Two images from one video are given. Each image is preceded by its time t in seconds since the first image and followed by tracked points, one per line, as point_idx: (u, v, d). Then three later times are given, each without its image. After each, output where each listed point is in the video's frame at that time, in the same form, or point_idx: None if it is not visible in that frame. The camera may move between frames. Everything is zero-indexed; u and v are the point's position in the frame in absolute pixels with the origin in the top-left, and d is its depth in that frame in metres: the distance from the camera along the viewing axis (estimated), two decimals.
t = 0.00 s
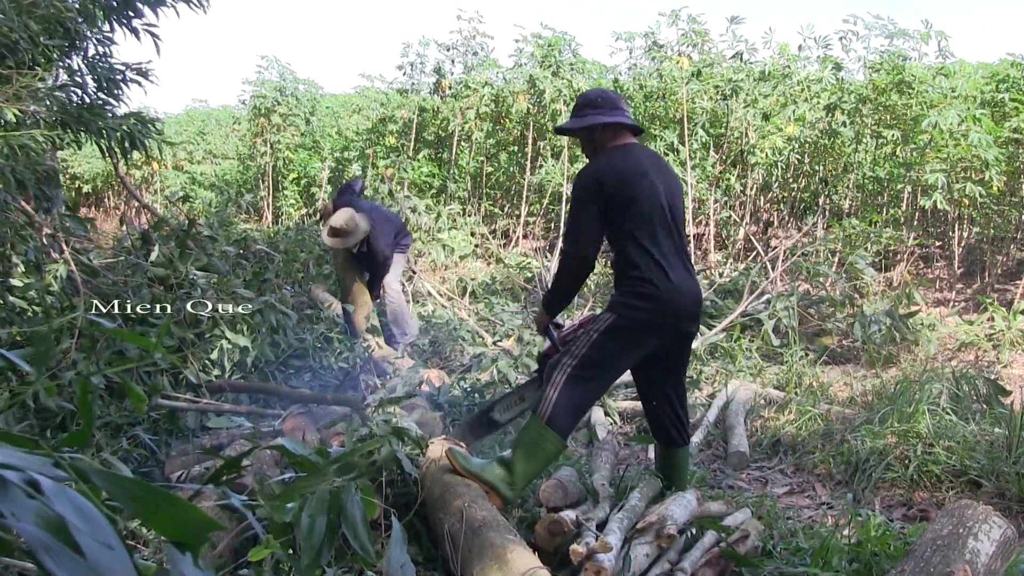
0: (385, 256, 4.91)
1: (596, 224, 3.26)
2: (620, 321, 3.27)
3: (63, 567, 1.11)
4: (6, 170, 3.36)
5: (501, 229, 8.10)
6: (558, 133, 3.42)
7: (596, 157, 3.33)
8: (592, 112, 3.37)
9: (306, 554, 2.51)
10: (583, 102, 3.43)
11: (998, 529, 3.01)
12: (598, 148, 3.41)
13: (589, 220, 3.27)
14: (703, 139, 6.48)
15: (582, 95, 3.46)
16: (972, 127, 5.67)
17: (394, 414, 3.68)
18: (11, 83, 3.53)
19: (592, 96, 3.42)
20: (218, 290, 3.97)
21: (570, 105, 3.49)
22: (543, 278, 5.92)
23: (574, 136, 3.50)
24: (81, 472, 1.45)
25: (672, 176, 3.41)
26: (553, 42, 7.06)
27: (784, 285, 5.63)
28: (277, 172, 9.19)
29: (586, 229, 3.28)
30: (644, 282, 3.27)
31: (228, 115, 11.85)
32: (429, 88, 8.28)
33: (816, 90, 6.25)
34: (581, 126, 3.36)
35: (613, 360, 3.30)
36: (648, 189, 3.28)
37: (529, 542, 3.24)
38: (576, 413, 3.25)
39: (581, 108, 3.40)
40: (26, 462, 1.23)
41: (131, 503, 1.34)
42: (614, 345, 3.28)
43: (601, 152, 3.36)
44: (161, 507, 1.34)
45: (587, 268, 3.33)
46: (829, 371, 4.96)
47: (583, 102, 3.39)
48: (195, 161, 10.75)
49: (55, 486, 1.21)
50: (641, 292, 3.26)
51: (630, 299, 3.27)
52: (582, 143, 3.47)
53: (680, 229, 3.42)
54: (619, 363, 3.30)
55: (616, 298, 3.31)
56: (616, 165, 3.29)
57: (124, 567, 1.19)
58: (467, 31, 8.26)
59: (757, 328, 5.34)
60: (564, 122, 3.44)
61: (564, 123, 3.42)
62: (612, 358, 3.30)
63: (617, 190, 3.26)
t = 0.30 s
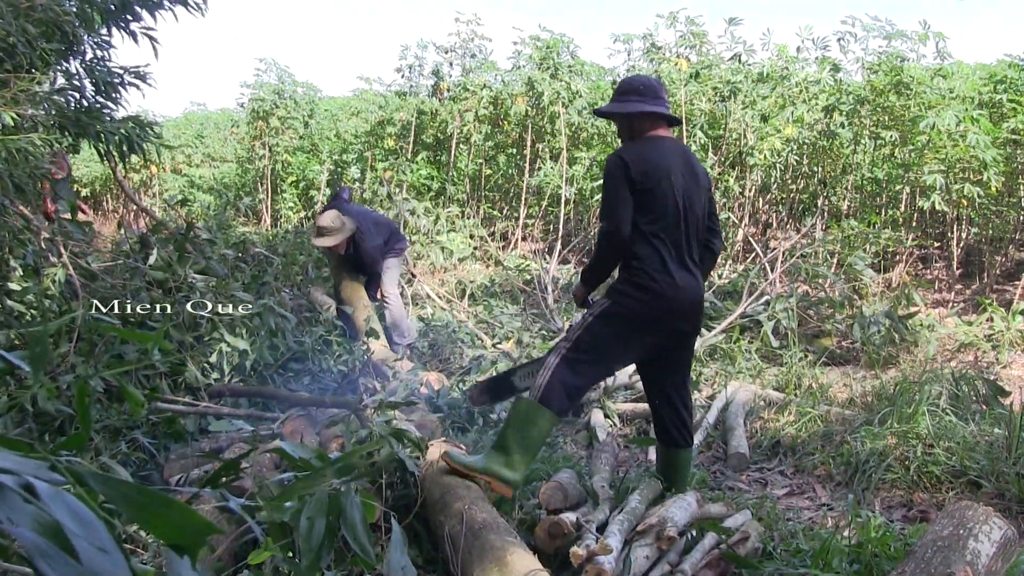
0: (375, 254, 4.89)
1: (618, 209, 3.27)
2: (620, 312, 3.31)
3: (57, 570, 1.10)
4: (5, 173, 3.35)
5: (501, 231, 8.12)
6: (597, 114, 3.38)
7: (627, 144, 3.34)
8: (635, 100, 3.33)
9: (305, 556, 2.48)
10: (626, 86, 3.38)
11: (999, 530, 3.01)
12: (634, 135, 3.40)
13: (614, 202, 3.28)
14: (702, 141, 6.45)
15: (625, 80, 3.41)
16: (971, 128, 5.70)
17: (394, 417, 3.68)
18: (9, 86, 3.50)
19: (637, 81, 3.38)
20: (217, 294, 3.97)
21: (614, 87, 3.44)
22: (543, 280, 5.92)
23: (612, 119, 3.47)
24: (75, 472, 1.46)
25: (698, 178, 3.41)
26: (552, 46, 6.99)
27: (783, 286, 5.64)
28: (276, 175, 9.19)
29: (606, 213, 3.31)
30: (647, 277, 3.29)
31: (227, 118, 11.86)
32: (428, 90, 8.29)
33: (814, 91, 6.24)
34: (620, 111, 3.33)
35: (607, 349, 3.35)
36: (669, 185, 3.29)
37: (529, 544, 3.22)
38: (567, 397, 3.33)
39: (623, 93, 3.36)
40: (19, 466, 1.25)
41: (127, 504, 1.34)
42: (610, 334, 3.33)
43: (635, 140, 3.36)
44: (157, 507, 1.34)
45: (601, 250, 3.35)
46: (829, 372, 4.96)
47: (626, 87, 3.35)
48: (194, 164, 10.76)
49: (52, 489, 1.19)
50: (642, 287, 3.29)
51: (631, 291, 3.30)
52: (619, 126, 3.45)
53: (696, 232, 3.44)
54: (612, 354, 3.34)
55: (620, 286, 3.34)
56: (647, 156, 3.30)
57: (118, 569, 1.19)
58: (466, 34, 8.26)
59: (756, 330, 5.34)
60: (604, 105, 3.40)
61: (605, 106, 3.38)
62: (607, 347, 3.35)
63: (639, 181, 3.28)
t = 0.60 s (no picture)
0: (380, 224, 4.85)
1: (652, 202, 3.19)
2: (644, 308, 3.25)
3: None
4: (6, 174, 3.36)
5: (502, 232, 8.12)
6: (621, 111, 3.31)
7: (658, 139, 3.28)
8: (659, 98, 3.29)
9: (309, 558, 2.51)
10: (648, 83, 3.33)
11: (1006, 534, 2.99)
12: (657, 132, 3.36)
13: (647, 195, 3.20)
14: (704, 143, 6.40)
15: (644, 78, 3.36)
16: (973, 128, 5.69)
17: (395, 418, 3.68)
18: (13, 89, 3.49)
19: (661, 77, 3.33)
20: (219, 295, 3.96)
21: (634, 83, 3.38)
22: (544, 281, 5.91)
23: (630, 117, 3.41)
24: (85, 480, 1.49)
25: (719, 183, 3.40)
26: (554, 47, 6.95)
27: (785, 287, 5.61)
28: (277, 177, 9.20)
29: (638, 205, 3.22)
30: (672, 276, 3.23)
31: (229, 120, 11.88)
32: (429, 92, 8.28)
33: (816, 92, 6.21)
34: (646, 109, 3.29)
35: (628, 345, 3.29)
36: (696, 186, 3.26)
37: (532, 547, 3.21)
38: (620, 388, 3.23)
39: (646, 91, 3.32)
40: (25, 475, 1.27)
41: (138, 513, 1.36)
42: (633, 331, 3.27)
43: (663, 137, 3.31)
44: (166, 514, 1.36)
45: (628, 243, 3.27)
46: (832, 374, 4.94)
47: (650, 84, 3.30)
48: (195, 165, 10.76)
49: (60, 497, 1.23)
50: (667, 285, 3.23)
51: (656, 288, 3.24)
52: (638, 123, 3.40)
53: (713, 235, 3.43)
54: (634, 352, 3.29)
55: (644, 282, 3.28)
56: (678, 155, 3.25)
57: None
58: (466, 35, 8.25)
59: (759, 331, 5.32)
60: (627, 103, 3.34)
61: (629, 103, 3.32)
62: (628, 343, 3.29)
63: (671, 177, 3.22)
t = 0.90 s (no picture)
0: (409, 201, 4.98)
1: (706, 220, 3.26)
2: (700, 325, 3.35)
3: None
4: (18, 179, 3.38)
5: (510, 243, 8.14)
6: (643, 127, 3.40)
7: (695, 153, 3.34)
8: (670, 109, 3.39)
9: (319, 572, 2.63)
10: (660, 99, 3.45)
11: (1017, 555, 2.97)
12: (682, 146, 3.42)
13: (700, 213, 3.26)
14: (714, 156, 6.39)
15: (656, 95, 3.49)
16: (984, 145, 5.71)
17: (403, 428, 3.68)
18: (26, 96, 3.54)
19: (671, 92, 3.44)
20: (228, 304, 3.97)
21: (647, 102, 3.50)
22: (553, 293, 5.90)
23: (649, 135, 3.52)
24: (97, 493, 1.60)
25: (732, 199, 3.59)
26: (564, 58, 6.98)
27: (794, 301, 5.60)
28: (287, 186, 9.25)
29: (690, 222, 3.27)
30: (718, 293, 3.38)
31: (241, 128, 11.95)
32: (439, 103, 8.29)
33: (826, 107, 6.22)
34: (680, 121, 3.35)
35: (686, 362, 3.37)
36: (731, 200, 3.40)
37: (539, 560, 3.20)
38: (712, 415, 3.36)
39: (657, 106, 3.43)
40: (43, 489, 1.35)
41: (148, 526, 1.44)
42: (693, 349, 3.36)
43: (695, 151, 3.37)
44: (176, 530, 1.44)
45: (679, 260, 3.31)
46: (841, 389, 4.92)
47: (660, 100, 3.43)
48: (205, 173, 10.82)
49: (75, 510, 1.33)
50: (717, 300, 3.37)
51: (709, 304, 3.36)
52: (659, 139, 3.48)
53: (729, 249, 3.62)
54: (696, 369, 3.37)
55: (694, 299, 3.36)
56: (719, 173, 3.36)
57: None
58: (477, 47, 8.27)
59: (767, 346, 5.30)
60: (641, 121, 3.46)
61: (647, 120, 3.42)
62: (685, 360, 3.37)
63: (715, 194, 3.32)
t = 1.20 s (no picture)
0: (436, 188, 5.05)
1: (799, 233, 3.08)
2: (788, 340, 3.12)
3: None
4: (24, 189, 3.35)
5: (515, 253, 8.16)
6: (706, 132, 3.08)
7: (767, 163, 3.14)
8: (725, 116, 3.11)
9: None
10: (707, 107, 3.16)
11: (1020, 564, 2.99)
12: (735, 156, 3.18)
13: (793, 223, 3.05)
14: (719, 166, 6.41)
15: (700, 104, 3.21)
16: (988, 156, 5.72)
17: (408, 438, 3.67)
18: (31, 104, 3.51)
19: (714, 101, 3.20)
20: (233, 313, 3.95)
21: (689, 110, 3.19)
22: (558, 302, 5.90)
23: (696, 144, 3.22)
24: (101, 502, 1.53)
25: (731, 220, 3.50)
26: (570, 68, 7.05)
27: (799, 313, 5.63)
28: (292, 195, 9.27)
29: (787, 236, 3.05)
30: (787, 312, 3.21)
31: (245, 137, 11.95)
32: (445, 112, 8.26)
33: (832, 117, 6.16)
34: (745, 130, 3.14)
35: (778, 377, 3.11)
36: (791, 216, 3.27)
37: (544, 568, 3.21)
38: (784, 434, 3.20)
39: (708, 113, 3.14)
40: (50, 499, 1.24)
41: (156, 533, 1.37)
42: (784, 365, 3.11)
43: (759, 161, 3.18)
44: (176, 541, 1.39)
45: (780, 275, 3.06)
46: (845, 399, 4.93)
47: (712, 107, 3.14)
48: (210, 182, 10.82)
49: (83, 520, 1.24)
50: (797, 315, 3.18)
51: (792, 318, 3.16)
52: (710, 149, 3.18)
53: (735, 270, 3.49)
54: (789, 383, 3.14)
55: (782, 314, 3.12)
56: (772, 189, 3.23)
57: None
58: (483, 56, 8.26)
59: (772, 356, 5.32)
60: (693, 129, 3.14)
61: (703, 126, 3.11)
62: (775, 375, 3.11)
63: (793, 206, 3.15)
